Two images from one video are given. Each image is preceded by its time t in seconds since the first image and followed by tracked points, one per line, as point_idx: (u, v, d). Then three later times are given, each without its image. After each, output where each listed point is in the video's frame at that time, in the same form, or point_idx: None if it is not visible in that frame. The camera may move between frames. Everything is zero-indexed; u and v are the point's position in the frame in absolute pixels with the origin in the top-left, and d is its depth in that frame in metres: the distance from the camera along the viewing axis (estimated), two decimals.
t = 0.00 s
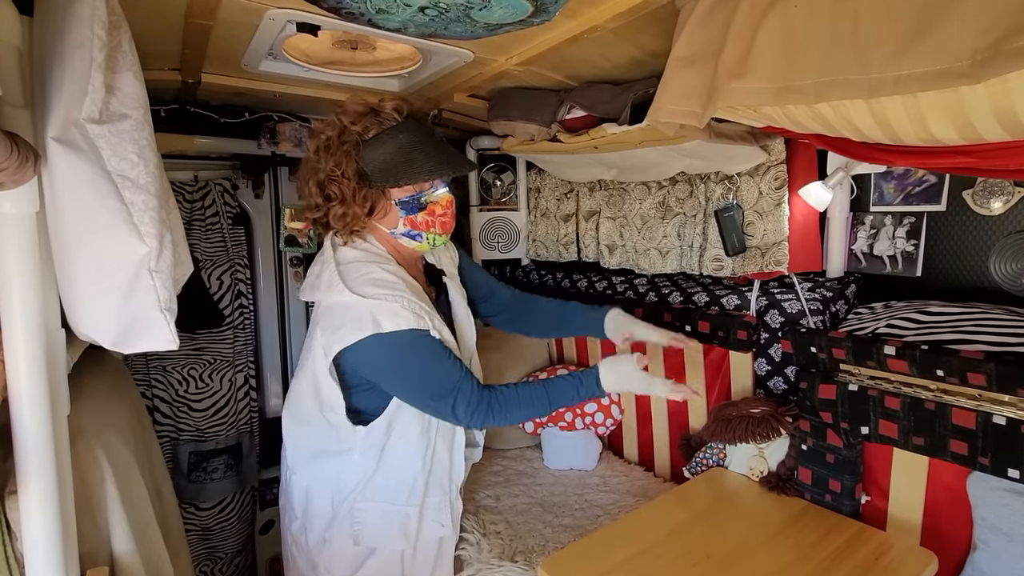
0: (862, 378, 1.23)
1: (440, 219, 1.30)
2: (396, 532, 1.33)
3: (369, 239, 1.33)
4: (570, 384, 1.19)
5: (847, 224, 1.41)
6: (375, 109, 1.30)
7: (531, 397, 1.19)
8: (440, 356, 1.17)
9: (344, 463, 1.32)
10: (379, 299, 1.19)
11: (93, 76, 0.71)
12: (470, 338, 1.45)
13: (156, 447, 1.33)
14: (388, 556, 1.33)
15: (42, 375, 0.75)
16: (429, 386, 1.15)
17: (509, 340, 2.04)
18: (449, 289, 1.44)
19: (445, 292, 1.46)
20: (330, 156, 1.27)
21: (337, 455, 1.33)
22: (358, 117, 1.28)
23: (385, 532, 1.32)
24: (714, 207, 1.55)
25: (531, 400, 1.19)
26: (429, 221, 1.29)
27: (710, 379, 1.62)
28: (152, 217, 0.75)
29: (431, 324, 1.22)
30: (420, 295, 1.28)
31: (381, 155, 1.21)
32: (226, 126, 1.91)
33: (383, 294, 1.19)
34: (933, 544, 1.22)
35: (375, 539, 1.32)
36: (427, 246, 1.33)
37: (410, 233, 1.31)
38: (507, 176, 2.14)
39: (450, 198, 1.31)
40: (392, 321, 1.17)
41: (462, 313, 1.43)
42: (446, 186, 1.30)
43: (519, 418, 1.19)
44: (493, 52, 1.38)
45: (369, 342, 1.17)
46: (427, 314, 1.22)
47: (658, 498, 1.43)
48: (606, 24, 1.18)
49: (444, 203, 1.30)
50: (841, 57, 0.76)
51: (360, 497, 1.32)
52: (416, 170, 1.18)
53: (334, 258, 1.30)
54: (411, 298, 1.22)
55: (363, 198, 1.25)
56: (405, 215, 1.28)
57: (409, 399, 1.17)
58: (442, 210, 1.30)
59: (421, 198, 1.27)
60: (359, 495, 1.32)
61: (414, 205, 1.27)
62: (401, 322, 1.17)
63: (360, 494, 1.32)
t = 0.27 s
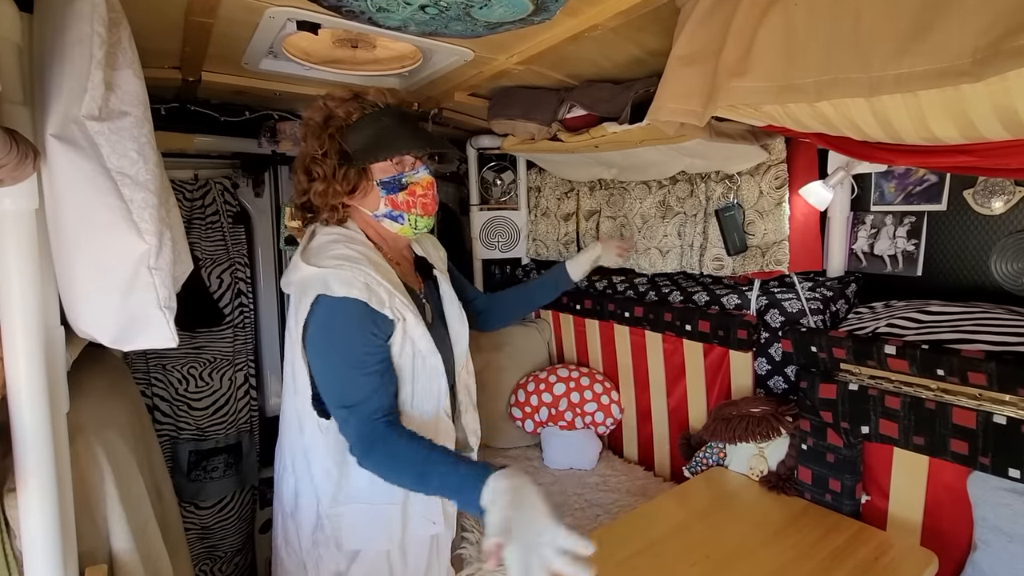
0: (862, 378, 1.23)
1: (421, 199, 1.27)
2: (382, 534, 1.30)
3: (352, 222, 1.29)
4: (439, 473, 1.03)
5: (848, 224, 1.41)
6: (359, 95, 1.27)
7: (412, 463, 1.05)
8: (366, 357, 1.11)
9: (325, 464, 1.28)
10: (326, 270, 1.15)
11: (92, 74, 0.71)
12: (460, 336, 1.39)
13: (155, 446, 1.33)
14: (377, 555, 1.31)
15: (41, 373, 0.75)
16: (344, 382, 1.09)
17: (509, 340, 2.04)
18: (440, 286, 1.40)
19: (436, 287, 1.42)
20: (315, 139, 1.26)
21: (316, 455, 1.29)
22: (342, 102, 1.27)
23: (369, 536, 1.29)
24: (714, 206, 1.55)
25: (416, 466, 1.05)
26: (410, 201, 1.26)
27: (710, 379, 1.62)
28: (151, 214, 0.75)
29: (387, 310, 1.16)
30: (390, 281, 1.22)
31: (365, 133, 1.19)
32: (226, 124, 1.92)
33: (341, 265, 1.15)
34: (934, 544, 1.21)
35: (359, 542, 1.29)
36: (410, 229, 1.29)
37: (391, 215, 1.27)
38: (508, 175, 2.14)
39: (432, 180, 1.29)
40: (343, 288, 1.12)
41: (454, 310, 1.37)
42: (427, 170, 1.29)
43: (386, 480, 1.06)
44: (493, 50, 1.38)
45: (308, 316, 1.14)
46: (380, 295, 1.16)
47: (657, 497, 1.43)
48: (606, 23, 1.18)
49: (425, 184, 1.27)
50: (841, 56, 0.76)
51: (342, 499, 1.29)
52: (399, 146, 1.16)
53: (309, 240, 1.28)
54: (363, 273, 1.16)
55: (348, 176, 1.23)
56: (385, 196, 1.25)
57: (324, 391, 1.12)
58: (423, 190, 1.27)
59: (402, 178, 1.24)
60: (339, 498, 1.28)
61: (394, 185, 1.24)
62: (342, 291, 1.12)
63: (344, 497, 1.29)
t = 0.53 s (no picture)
0: (865, 379, 1.23)
1: (376, 188, 1.16)
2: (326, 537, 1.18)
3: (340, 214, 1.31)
4: (339, 509, 1.01)
5: (850, 225, 1.41)
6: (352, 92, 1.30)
7: (311, 486, 1.02)
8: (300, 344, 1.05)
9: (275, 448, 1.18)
10: (281, 247, 1.12)
11: (95, 73, 0.71)
12: (446, 336, 1.33)
13: (157, 445, 1.33)
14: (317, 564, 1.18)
15: (42, 372, 0.75)
16: (271, 367, 1.04)
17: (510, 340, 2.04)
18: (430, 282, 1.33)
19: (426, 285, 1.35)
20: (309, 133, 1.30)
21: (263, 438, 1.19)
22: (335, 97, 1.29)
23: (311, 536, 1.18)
24: (716, 207, 1.55)
25: (319, 493, 1.01)
26: (365, 189, 1.17)
27: (711, 380, 1.62)
28: (153, 214, 0.75)
29: (332, 291, 1.08)
30: (351, 270, 1.15)
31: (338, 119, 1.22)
32: (228, 124, 1.94)
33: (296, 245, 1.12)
34: (936, 545, 1.21)
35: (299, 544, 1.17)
36: (371, 221, 1.20)
37: (350, 205, 1.19)
38: (509, 176, 2.15)
39: (390, 167, 1.17)
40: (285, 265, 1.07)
41: (444, 309, 1.32)
42: (391, 159, 1.19)
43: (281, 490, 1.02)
44: (495, 50, 1.38)
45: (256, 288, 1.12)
46: (328, 276, 1.09)
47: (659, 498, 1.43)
48: (608, 23, 1.18)
49: (382, 172, 1.16)
50: (845, 56, 0.76)
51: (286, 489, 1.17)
52: (364, 128, 1.17)
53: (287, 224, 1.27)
54: (312, 255, 1.11)
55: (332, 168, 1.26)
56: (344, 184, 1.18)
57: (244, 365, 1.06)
58: (379, 177, 1.16)
59: (362, 167, 1.18)
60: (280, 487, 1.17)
61: (353, 172, 1.17)
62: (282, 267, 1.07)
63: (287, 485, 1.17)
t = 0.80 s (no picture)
0: (867, 379, 1.22)
1: (351, 192, 1.13)
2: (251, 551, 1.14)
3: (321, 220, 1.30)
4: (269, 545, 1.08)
5: (853, 224, 1.40)
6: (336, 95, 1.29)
7: (243, 511, 1.07)
8: (241, 358, 1.06)
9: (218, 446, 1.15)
10: (232, 249, 1.13)
11: (94, 70, 0.71)
12: (424, 354, 1.26)
13: (156, 445, 1.33)
14: None
15: (42, 371, 0.74)
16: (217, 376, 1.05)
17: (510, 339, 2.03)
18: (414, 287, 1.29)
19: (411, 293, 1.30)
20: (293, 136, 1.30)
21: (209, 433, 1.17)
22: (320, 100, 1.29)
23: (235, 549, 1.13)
24: (717, 206, 1.55)
25: (257, 524, 1.08)
26: (341, 194, 1.14)
27: (713, 380, 1.61)
28: (153, 211, 0.75)
29: (267, 297, 1.08)
30: (302, 276, 1.14)
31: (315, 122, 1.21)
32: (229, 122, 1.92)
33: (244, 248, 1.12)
34: (938, 546, 1.21)
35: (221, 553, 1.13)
36: (349, 227, 1.16)
37: (328, 211, 1.16)
38: (510, 175, 2.15)
39: (366, 170, 1.14)
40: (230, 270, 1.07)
41: (425, 324, 1.26)
42: (367, 162, 1.16)
43: (212, 509, 1.07)
44: (496, 48, 1.38)
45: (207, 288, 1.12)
46: (267, 281, 1.09)
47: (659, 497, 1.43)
48: (610, 21, 1.17)
49: (357, 176, 1.13)
50: (849, 54, 0.75)
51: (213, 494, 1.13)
52: (334, 129, 1.16)
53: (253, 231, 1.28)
54: (258, 259, 1.11)
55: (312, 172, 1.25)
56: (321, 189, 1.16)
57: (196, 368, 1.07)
58: (354, 182, 1.13)
59: (338, 171, 1.15)
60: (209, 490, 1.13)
61: (330, 177, 1.15)
62: (225, 269, 1.08)
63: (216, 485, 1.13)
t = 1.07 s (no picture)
0: (866, 379, 1.22)
1: (330, 201, 1.12)
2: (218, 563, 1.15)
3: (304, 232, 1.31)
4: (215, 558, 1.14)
5: (852, 225, 1.40)
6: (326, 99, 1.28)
7: (200, 531, 1.12)
8: (203, 383, 1.08)
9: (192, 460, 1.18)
10: (201, 270, 1.14)
11: (93, 70, 0.71)
12: (399, 361, 1.22)
13: (156, 446, 1.33)
14: None
15: (41, 371, 0.74)
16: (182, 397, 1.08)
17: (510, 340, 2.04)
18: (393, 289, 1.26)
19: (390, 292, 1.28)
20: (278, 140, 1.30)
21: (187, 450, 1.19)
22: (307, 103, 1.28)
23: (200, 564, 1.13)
24: (717, 207, 1.55)
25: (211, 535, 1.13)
26: (320, 201, 1.13)
27: (713, 381, 1.61)
28: (152, 212, 0.76)
29: (225, 318, 1.06)
30: (262, 295, 1.14)
31: (303, 125, 1.21)
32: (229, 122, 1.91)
33: (203, 271, 1.13)
34: (937, 548, 1.21)
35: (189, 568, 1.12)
36: (326, 234, 1.16)
37: (307, 216, 1.16)
38: (510, 175, 2.15)
39: (348, 179, 1.14)
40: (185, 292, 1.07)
41: (403, 324, 1.23)
42: (350, 170, 1.16)
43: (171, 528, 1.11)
44: (496, 49, 1.38)
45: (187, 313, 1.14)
46: (225, 301, 1.08)
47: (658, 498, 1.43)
48: (610, 22, 1.17)
49: (338, 184, 1.13)
50: (848, 56, 0.75)
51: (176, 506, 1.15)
52: (321, 134, 1.15)
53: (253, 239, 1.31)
54: (217, 281, 1.11)
55: (296, 173, 1.25)
56: (301, 193, 1.15)
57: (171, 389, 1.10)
58: (335, 191, 1.13)
59: (319, 176, 1.15)
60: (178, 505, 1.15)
61: (311, 183, 1.14)
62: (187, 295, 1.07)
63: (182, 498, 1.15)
